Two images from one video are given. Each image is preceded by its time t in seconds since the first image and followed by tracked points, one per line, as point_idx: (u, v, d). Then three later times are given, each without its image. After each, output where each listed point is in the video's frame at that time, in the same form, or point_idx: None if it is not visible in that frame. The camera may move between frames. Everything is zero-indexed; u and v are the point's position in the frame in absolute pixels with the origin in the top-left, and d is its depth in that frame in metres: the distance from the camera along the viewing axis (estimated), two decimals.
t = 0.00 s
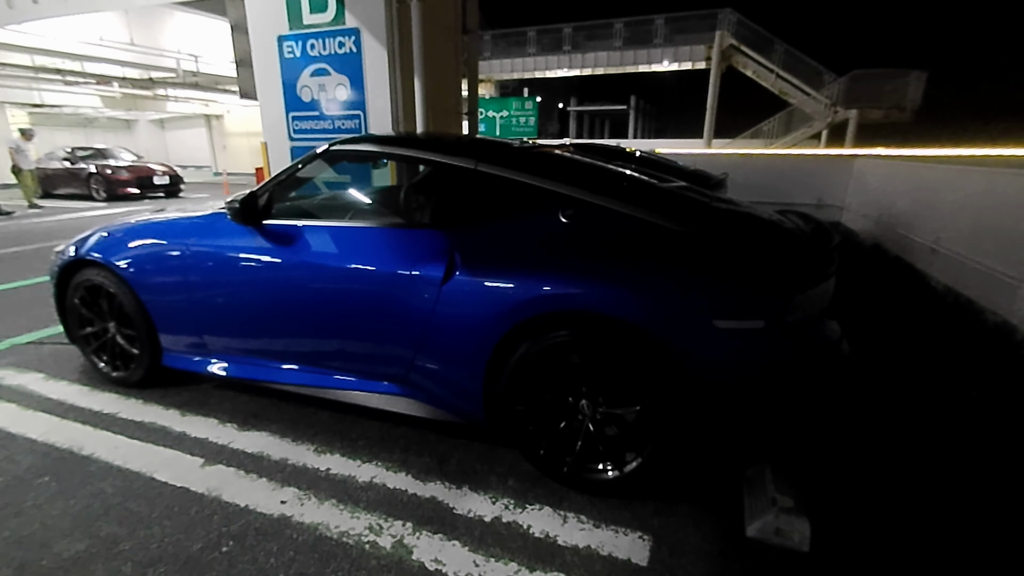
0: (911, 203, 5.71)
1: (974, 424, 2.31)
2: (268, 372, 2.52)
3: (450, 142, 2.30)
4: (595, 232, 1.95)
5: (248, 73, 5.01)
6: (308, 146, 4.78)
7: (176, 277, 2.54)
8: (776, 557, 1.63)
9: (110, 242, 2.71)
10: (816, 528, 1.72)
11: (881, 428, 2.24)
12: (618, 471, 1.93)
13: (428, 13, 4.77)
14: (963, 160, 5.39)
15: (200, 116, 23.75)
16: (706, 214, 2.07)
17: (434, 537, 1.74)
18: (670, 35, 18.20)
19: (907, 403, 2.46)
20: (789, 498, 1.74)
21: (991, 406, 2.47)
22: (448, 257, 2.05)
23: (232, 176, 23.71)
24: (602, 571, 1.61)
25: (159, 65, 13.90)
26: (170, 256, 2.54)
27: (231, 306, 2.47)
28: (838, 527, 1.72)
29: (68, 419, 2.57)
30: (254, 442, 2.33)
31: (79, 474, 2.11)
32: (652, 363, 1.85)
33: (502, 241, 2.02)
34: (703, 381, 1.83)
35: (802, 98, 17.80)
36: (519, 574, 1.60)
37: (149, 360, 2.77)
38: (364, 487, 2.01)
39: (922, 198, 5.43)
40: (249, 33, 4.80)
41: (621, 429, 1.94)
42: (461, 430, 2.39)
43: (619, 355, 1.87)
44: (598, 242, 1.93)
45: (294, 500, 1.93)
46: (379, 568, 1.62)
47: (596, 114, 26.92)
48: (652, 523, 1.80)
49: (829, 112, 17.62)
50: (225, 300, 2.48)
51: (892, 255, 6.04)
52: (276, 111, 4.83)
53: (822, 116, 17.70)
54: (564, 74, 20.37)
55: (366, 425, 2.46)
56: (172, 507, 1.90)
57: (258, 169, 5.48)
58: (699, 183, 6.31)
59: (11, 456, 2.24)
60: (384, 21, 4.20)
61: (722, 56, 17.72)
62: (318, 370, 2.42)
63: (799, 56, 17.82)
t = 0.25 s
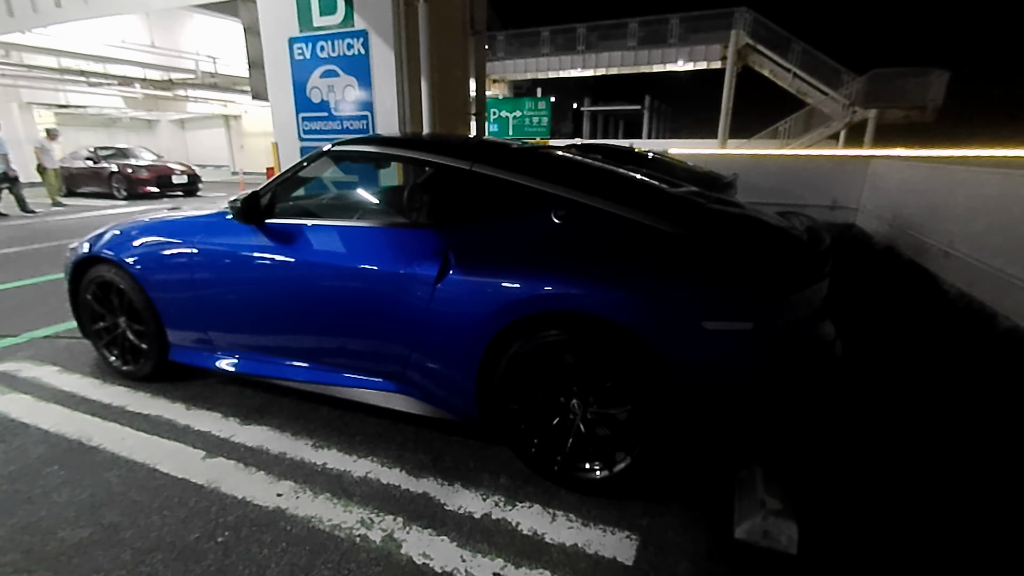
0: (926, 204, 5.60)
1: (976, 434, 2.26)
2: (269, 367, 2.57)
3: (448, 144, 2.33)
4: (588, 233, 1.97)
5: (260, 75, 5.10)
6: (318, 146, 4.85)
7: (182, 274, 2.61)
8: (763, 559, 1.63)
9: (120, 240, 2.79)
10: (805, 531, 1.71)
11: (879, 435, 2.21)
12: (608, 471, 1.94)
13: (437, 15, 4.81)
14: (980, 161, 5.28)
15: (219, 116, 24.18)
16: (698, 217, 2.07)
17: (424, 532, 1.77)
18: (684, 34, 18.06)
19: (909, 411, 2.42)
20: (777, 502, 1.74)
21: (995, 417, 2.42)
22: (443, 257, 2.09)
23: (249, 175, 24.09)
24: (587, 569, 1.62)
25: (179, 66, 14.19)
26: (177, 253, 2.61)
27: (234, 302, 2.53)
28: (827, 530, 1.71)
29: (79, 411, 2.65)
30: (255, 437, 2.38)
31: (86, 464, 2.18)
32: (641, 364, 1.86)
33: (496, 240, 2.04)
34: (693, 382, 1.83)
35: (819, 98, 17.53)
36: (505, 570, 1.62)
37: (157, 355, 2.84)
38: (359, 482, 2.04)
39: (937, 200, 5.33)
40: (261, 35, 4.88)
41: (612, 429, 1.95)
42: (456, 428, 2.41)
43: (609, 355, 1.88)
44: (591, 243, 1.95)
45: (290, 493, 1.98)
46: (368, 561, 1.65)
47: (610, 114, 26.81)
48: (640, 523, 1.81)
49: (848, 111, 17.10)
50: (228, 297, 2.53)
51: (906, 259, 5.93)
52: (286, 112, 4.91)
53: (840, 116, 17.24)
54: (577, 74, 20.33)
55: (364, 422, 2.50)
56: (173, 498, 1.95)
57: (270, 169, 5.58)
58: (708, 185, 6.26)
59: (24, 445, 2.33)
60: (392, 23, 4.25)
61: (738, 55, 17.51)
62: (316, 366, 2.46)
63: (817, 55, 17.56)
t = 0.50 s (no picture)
0: (938, 206, 5.50)
1: (974, 440, 2.23)
2: (266, 363, 2.61)
3: (443, 145, 2.36)
4: (578, 234, 1.97)
5: (268, 76, 5.17)
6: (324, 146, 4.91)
7: (183, 272, 2.66)
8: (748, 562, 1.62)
9: (126, 238, 2.85)
10: (792, 534, 1.70)
11: (874, 439, 2.19)
12: (596, 471, 1.94)
13: (442, 15, 4.84)
14: (994, 162, 5.18)
15: (234, 116, 24.52)
16: (690, 217, 2.07)
17: (411, 528, 1.79)
18: (697, 33, 17.91)
19: (907, 416, 2.39)
20: (764, 505, 1.73)
21: (996, 423, 2.38)
22: (434, 256, 2.10)
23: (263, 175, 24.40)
24: (570, 568, 1.63)
25: (194, 67, 14.42)
26: (178, 251, 2.66)
27: (233, 299, 2.57)
28: (814, 534, 1.69)
29: (84, 404, 2.72)
30: (252, 432, 2.42)
31: (87, 457, 2.23)
32: (629, 365, 1.86)
33: (487, 240, 2.06)
34: (681, 383, 1.83)
35: (834, 97, 17.28)
36: (489, 567, 1.63)
37: (160, 351, 2.90)
38: (351, 478, 2.07)
39: (949, 202, 5.24)
40: (269, 36, 4.95)
41: (600, 430, 1.95)
42: (450, 426, 2.43)
43: (597, 355, 1.88)
44: (580, 243, 1.95)
45: (282, 488, 2.01)
46: (354, 555, 1.67)
47: (622, 114, 26.69)
48: (626, 523, 1.81)
49: (863, 111, 16.85)
50: (227, 294, 2.57)
51: (916, 261, 5.84)
52: (293, 113, 4.97)
53: (856, 116, 16.96)
54: (588, 74, 20.27)
55: (359, 419, 2.53)
56: (168, 491, 1.99)
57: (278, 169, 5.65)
58: (715, 186, 6.22)
59: (29, 437, 2.39)
60: (396, 24, 4.28)
61: (751, 54, 17.34)
62: (312, 363, 2.49)
63: (832, 54, 17.32)
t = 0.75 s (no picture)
0: (947, 207, 5.42)
1: (971, 446, 2.20)
2: (260, 361, 2.63)
3: (435, 145, 2.38)
4: (565, 234, 1.98)
5: (272, 77, 5.21)
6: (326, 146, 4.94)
7: (180, 270, 2.69)
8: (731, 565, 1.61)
9: (126, 236, 2.89)
10: (777, 538, 1.68)
11: (867, 444, 2.17)
12: (582, 472, 1.94)
13: (443, 16, 4.85)
14: (1004, 164, 5.10)
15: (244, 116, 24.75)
16: (680, 219, 2.06)
17: (396, 527, 1.80)
18: (706, 32, 17.78)
19: (903, 420, 2.36)
20: (750, 508, 1.72)
21: (995, 428, 2.34)
22: (424, 257, 2.11)
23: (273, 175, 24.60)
24: (552, 568, 1.63)
25: (205, 68, 14.57)
26: (175, 250, 2.69)
27: (227, 297, 2.60)
28: (799, 537, 1.68)
29: (84, 400, 2.76)
30: (246, 429, 2.45)
31: (84, 452, 2.27)
32: (616, 365, 1.85)
33: (476, 240, 2.07)
34: (667, 385, 1.82)
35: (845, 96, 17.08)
36: (471, 567, 1.64)
37: (159, 348, 2.94)
38: (340, 476, 2.09)
39: (957, 203, 5.16)
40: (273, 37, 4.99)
41: (586, 430, 1.94)
42: (441, 426, 2.44)
43: (584, 355, 1.88)
44: (568, 244, 1.95)
45: (272, 485, 2.04)
46: (338, 553, 1.69)
47: (631, 114, 26.60)
48: (611, 524, 1.80)
49: (875, 111, 16.65)
50: (222, 292, 2.60)
51: (924, 262, 5.77)
52: (296, 113, 5.01)
53: (866, 116, 16.85)
54: (596, 74, 20.20)
55: (352, 417, 2.55)
56: (161, 487, 2.02)
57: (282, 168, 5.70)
58: (719, 186, 6.18)
59: (28, 433, 2.43)
60: (397, 25, 4.30)
61: (761, 54, 17.20)
62: (305, 361, 2.50)
63: (843, 53, 17.12)
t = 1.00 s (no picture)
0: (952, 208, 5.35)
1: (966, 450, 2.16)
2: (251, 360, 2.63)
3: (425, 146, 2.37)
4: (552, 235, 1.97)
5: (272, 77, 5.22)
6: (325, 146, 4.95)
7: (173, 269, 2.70)
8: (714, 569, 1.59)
9: (121, 236, 2.91)
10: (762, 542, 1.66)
11: (860, 448, 2.14)
12: (567, 474, 1.93)
13: (442, 16, 4.84)
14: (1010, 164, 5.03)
15: (252, 117, 24.91)
16: (665, 221, 2.06)
17: (379, 528, 1.80)
18: (713, 32, 17.70)
19: (894, 422, 2.34)
20: (735, 512, 1.70)
21: (993, 433, 2.30)
22: (411, 256, 2.11)
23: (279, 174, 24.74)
24: (533, 570, 1.62)
25: (212, 69, 14.68)
26: (168, 249, 2.70)
27: (217, 296, 2.60)
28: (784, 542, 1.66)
29: (79, 398, 2.78)
30: (236, 428, 2.45)
31: (75, 450, 2.28)
32: (600, 367, 1.84)
33: (463, 240, 2.06)
34: (652, 387, 1.81)
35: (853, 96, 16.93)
36: (452, 568, 1.63)
37: (154, 347, 2.96)
38: (326, 476, 2.09)
39: (962, 204, 5.10)
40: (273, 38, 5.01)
41: (571, 432, 1.93)
42: (430, 426, 2.43)
43: (569, 356, 1.87)
44: (553, 244, 1.94)
45: (258, 484, 2.04)
46: (320, 553, 1.68)
47: (637, 114, 26.52)
48: (595, 527, 1.79)
49: (883, 112, 16.69)
50: (213, 291, 2.61)
51: (929, 264, 5.70)
52: (295, 113, 5.02)
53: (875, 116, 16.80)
54: (602, 73, 20.15)
55: (342, 417, 2.55)
56: (148, 485, 2.03)
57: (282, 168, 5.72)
58: (721, 187, 6.14)
59: (21, 430, 2.45)
60: (395, 25, 4.31)
61: (768, 53, 17.07)
62: (294, 361, 2.50)
63: (851, 52, 16.97)
